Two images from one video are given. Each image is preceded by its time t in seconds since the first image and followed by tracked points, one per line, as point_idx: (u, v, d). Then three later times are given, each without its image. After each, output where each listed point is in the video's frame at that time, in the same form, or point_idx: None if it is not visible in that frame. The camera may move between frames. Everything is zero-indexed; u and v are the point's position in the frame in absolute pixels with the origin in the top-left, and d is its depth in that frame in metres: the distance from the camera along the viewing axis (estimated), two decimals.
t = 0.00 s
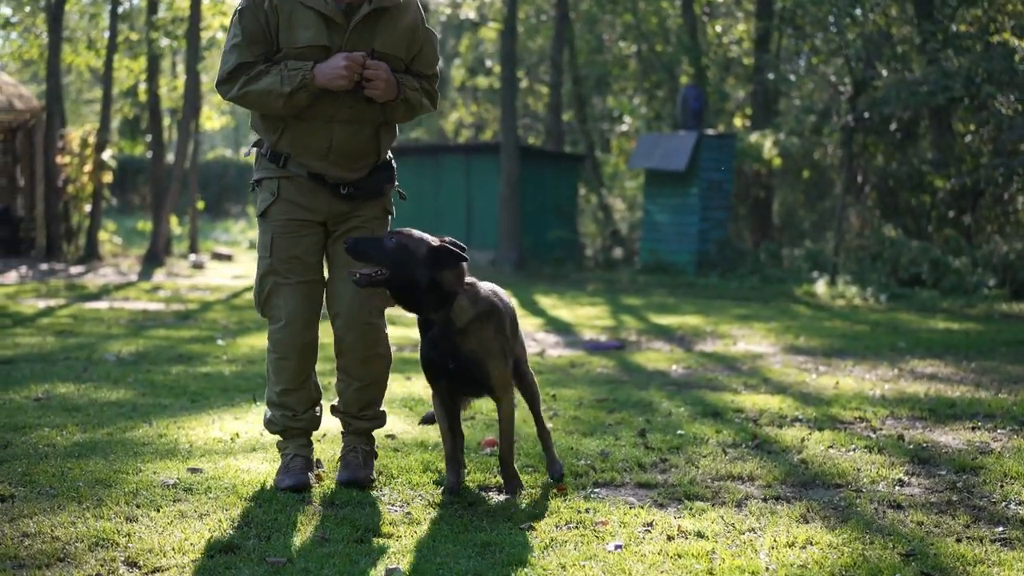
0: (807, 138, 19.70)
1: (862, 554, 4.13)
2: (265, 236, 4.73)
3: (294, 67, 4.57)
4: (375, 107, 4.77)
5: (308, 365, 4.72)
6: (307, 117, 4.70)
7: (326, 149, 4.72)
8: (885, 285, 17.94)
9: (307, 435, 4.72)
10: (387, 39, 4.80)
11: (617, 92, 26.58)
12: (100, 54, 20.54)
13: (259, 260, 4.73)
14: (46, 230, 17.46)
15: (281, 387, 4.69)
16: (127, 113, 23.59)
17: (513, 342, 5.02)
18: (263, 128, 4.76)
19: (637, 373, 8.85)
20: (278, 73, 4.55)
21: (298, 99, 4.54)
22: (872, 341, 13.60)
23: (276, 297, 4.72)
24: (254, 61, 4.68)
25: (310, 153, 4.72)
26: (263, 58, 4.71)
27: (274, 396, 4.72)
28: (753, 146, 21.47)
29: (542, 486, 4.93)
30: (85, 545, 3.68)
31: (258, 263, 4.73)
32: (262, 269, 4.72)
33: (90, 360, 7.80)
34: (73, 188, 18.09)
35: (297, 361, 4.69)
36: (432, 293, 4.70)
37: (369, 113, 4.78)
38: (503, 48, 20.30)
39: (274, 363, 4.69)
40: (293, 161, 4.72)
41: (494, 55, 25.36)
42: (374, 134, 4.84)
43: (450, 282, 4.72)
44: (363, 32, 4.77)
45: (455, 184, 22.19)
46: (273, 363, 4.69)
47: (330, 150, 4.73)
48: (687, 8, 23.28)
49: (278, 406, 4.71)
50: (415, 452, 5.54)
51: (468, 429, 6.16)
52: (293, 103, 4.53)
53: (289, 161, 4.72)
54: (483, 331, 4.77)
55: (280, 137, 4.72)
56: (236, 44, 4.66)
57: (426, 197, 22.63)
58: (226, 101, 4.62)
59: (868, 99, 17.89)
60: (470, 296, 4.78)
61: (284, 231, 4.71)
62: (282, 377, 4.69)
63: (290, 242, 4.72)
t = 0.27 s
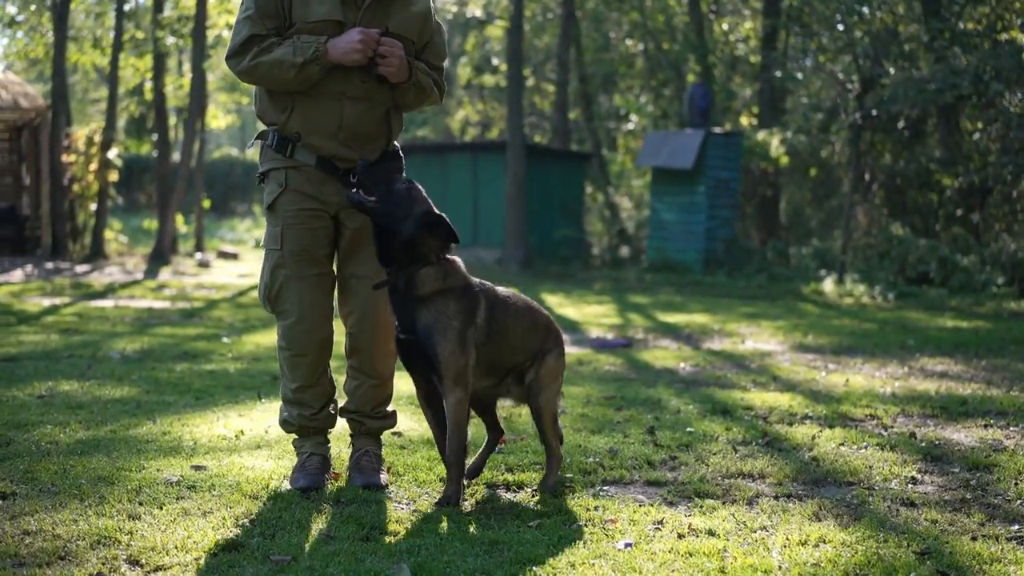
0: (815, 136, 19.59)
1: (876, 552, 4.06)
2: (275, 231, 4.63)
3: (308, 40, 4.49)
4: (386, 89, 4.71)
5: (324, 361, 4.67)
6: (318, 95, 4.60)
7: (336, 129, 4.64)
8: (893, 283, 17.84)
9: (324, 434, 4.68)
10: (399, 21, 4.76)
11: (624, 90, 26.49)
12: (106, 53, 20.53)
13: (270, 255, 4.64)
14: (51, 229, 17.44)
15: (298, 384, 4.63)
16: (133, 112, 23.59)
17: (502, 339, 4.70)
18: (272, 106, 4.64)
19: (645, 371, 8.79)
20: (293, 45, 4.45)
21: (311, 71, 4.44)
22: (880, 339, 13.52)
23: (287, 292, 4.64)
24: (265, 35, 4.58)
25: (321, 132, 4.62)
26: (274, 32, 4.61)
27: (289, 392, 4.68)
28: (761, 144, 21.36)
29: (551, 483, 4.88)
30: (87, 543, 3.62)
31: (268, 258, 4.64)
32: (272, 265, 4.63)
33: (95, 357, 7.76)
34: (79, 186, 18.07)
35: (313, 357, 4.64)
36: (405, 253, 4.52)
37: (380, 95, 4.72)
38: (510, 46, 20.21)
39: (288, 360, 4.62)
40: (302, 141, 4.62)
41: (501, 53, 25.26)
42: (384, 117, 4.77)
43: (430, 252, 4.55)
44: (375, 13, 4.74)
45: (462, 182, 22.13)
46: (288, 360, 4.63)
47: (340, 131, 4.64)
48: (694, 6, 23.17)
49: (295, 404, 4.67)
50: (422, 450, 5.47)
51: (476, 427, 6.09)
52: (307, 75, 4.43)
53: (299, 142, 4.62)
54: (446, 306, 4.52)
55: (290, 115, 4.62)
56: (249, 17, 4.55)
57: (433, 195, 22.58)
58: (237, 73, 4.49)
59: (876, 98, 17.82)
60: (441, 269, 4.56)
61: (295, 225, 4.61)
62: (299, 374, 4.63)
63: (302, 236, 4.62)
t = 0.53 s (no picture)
0: (822, 134, 19.46)
1: (890, 553, 3.99)
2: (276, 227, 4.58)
3: (311, 28, 4.43)
4: (389, 78, 4.65)
5: (325, 360, 4.63)
6: (321, 83, 4.53)
7: (338, 120, 4.56)
8: (901, 282, 17.74)
9: (328, 433, 4.67)
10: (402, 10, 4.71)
11: (630, 89, 26.38)
12: (111, 52, 20.48)
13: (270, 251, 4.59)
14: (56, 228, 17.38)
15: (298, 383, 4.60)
16: (138, 111, 23.55)
17: (500, 358, 4.62)
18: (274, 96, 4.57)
19: (652, 370, 8.71)
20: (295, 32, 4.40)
21: (314, 59, 4.38)
22: (888, 337, 13.43)
23: (287, 290, 4.59)
24: (266, 21, 4.51)
25: (322, 122, 4.55)
26: (277, 19, 4.54)
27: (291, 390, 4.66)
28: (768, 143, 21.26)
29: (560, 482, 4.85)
30: (87, 543, 3.56)
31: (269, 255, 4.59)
32: (273, 262, 4.59)
33: (98, 356, 7.71)
34: (84, 185, 18.04)
35: (314, 357, 4.61)
36: (415, 243, 4.50)
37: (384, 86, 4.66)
38: (516, 44, 20.13)
39: (289, 359, 4.60)
40: (303, 133, 4.54)
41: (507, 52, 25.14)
42: (388, 107, 4.70)
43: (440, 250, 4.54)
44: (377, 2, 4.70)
45: (468, 181, 22.06)
46: (289, 359, 4.60)
47: (342, 121, 4.57)
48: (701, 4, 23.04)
49: (297, 402, 4.65)
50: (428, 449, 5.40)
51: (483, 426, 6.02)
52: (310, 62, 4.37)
53: (300, 134, 4.54)
54: (445, 307, 4.49)
55: (291, 104, 4.54)
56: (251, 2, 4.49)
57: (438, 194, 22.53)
58: (238, 60, 4.42)
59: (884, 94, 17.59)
60: (446, 268, 4.55)
61: (297, 222, 4.56)
62: (299, 372, 4.60)
63: (303, 233, 4.57)
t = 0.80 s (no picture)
0: (826, 134, 19.37)
1: (898, 554, 3.94)
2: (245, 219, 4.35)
3: (291, 33, 4.30)
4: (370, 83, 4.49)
5: (278, 356, 4.30)
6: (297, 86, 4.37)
7: (313, 123, 4.39)
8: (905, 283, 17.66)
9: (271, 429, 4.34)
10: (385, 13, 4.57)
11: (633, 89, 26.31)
12: (114, 52, 20.45)
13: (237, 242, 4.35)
14: (59, 228, 17.35)
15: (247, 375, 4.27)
16: (142, 111, 23.53)
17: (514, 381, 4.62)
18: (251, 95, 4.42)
19: (656, 370, 8.66)
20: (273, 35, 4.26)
21: (294, 67, 4.24)
22: (894, 338, 13.37)
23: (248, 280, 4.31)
24: (243, 20, 4.38)
25: (298, 125, 4.38)
26: (255, 20, 4.40)
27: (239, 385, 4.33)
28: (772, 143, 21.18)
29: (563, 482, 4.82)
30: (86, 544, 3.52)
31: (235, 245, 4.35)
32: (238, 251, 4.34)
33: (99, 356, 7.67)
34: (86, 186, 18.01)
35: (267, 351, 4.29)
36: (459, 259, 4.60)
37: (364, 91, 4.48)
38: (519, 44, 20.07)
39: (239, 350, 4.27)
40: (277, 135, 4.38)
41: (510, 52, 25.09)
42: (366, 112, 4.53)
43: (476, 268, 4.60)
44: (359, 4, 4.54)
45: (471, 181, 22.01)
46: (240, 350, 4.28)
47: (316, 125, 4.39)
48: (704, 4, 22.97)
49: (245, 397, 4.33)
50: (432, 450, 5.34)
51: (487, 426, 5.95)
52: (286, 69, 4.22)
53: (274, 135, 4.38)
54: (472, 321, 4.52)
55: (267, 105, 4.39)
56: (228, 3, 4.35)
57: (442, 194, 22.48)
58: (215, 62, 4.29)
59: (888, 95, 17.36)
60: (480, 286, 4.58)
61: (269, 214, 4.36)
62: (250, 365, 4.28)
63: (273, 226, 4.35)
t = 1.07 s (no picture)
0: (831, 135, 19.28)
1: (908, 556, 3.90)
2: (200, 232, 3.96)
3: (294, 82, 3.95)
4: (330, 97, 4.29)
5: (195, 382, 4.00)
6: (267, 107, 4.09)
7: (283, 143, 4.18)
8: (910, 284, 17.58)
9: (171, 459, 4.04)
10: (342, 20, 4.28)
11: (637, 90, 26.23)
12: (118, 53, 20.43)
13: (188, 255, 3.94)
14: (62, 229, 17.33)
15: (170, 404, 3.92)
16: (145, 112, 23.52)
17: (532, 404, 4.47)
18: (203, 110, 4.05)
19: (660, 371, 8.63)
20: (221, 109, 3.84)
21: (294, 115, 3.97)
22: (898, 339, 13.31)
23: (195, 299, 3.96)
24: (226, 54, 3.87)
25: (265, 146, 4.14)
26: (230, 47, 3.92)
27: (150, 410, 3.93)
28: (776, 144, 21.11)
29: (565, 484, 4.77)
30: (90, 546, 3.50)
31: (185, 258, 3.93)
32: (190, 267, 3.94)
33: (103, 356, 7.65)
34: (90, 186, 18.00)
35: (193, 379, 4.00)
36: (475, 294, 4.39)
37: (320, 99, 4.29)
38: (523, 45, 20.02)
39: (172, 375, 3.91)
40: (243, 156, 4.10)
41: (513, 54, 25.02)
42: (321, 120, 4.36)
43: (494, 294, 4.43)
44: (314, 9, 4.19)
45: (475, 181, 21.98)
46: (169, 371, 3.92)
47: (286, 145, 4.18)
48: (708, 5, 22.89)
49: (157, 424, 3.96)
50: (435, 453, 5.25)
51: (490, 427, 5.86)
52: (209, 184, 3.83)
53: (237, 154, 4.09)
54: (490, 352, 4.37)
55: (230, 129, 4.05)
56: (190, 25, 3.83)
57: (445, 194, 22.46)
58: (205, 108, 3.82)
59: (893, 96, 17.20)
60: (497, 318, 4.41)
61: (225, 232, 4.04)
62: (178, 393, 3.94)
63: (225, 246, 4.05)
